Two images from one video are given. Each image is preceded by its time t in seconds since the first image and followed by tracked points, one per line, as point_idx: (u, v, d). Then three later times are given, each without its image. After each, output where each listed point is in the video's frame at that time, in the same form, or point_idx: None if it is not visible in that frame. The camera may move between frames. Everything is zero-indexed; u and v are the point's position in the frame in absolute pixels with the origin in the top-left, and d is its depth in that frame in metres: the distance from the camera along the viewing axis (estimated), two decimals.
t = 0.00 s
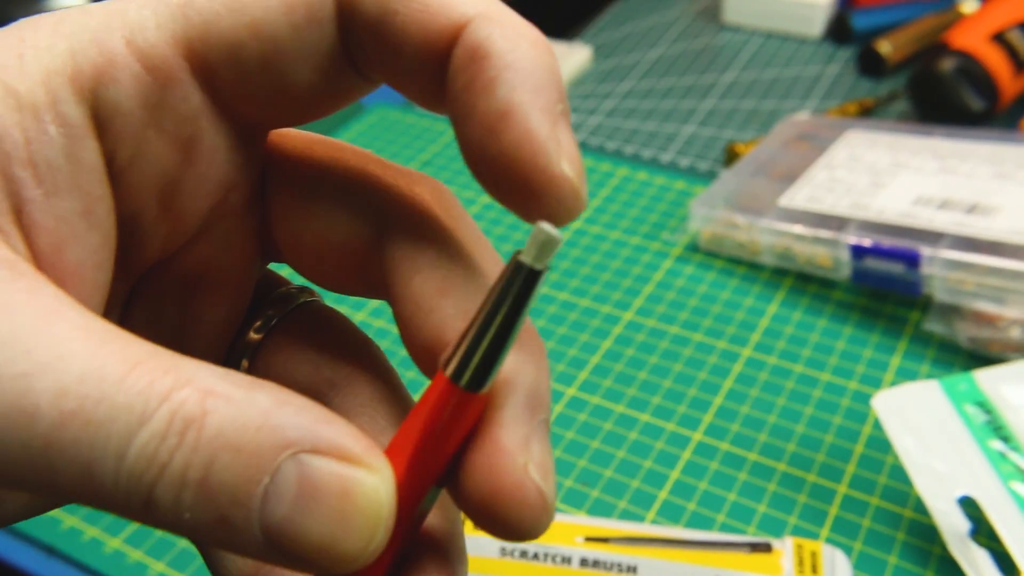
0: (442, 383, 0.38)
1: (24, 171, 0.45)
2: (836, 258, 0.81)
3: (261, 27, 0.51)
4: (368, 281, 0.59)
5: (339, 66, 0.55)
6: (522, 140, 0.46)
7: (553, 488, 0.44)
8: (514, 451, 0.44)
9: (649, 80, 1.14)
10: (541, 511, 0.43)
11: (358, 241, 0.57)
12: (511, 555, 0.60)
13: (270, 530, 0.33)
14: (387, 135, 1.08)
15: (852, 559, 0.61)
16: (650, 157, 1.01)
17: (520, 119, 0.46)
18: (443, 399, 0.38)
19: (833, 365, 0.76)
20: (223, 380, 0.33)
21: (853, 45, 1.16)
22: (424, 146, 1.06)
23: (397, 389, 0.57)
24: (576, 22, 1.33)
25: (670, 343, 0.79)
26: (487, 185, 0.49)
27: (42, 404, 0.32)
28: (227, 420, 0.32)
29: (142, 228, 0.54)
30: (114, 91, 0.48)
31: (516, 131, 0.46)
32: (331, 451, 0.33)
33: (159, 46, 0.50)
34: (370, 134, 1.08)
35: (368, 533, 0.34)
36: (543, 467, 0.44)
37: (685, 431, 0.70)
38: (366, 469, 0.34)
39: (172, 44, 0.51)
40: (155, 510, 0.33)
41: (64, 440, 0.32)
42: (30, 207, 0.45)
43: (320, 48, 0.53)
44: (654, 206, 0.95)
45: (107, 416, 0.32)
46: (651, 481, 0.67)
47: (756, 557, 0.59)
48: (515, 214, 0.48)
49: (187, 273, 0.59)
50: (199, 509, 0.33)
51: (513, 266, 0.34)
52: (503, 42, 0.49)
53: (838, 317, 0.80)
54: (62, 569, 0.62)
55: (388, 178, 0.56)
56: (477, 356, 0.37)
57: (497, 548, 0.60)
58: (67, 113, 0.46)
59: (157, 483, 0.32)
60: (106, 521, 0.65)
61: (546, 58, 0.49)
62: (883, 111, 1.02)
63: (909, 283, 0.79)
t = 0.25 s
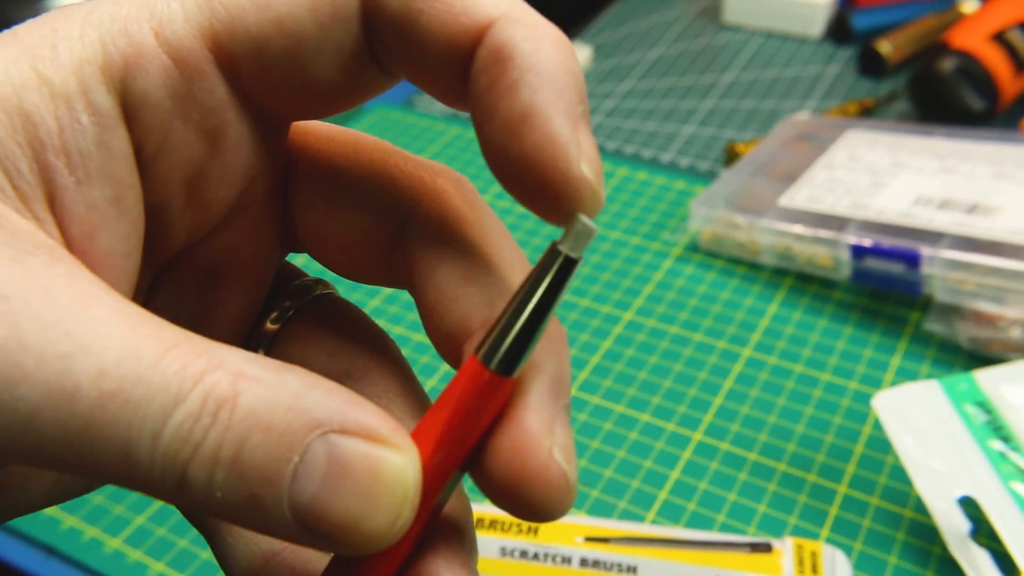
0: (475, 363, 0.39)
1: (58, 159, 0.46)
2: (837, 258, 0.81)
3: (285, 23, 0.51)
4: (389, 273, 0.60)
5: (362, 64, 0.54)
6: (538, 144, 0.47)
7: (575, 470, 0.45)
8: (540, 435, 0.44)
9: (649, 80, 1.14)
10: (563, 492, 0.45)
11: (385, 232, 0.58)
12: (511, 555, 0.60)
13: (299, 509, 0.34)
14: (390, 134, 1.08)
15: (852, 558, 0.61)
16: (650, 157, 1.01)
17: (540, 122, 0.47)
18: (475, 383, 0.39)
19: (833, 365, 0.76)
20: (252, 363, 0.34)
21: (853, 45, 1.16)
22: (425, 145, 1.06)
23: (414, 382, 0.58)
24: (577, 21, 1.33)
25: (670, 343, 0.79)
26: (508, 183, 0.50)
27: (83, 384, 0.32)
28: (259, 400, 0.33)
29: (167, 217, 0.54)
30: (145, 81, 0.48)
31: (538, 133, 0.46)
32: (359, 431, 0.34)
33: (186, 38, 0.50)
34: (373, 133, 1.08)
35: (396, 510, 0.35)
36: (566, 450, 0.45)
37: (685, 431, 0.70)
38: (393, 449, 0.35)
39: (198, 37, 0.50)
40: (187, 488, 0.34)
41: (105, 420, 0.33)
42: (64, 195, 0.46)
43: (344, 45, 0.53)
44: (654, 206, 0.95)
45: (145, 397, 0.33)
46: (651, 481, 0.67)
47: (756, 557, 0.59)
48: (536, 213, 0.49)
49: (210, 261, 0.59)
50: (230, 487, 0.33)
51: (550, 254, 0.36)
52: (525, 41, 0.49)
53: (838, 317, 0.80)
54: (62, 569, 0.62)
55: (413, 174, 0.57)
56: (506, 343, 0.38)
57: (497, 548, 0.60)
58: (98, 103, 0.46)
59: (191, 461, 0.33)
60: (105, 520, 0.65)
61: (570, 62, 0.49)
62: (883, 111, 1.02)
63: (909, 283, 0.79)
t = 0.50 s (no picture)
0: (460, 357, 0.39)
1: (58, 152, 0.46)
2: (836, 258, 0.81)
3: (287, 21, 0.51)
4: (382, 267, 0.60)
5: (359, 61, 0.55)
6: (534, 136, 0.47)
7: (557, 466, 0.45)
8: (522, 428, 0.44)
9: (649, 80, 1.14)
10: (541, 488, 0.44)
11: (375, 229, 0.58)
12: (511, 555, 0.60)
13: (291, 502, 0.34)
14: (391, 133, 1.08)
15: (852, 558, 0.61)
16: (650, 157, 1.01)
17: (536, 114, 0.47)
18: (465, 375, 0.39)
19: (833, 365, 0.76)
20: (248, 357, 0.34)
21: (853, 45, 1.16)
22: (425, 144, 1.06)
23: (405, 377, 0.57)
24: (578, 21, 1.33)
25: (670, 343, 0.79)
26: (504, 176, 0.50)
27: (78, 376, 0.33)
28: (252, 394, 0.33)
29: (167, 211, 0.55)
30: (146, 77, 0.49)
31: (534, 126, 0.46)
32: (351, 426, 0.34)
33: (187, 35, 0.50)
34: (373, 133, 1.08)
35: (387, 504, 0.35)
36: (548, 445, 0.45)
37: (685, 431, 0.70)
38: (385, 444, 0.35)
39: (199, 34, 0.50)
40: (181, 480, 0.34)
41: (99, 412, 0.33)
42: (61, 188, 0.46)
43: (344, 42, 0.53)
44: (654, 206, 0.95)
45: (139, 390, 0.33)
46: (651, 481, 0.67)
47: (756, 557, 0.59)
48: (531, 202, 0.49)
49: (206, 255, 0.59)
50: (224, 480, 0.33)
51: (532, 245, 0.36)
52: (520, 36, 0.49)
53: (838, 317, 0.80)
54: (62, 570, 0.62)
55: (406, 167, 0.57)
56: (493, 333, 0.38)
57: (497, 548, 0.60)
58: (99, 99, 0.47)
59: (185, 454, 0.33)
60: (105, 521, 0.65)
61: (564, 56, 0.49)
62: (883, 111, 1.02)
63: (909, 283, 0.79)
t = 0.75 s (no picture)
0: (455, 340, 0.39)
1: (55, 126, 0.48)
2: (836, 258, 0.81)
3: None
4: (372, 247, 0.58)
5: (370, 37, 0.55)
6: (548, 105, 0.47)
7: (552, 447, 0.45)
8: (515, 409, 0.44)
9: (649, 80, 1.14)
10: (537, 467, 0.44)
11: (360, 206, 0.57)
12: (511, 555, 0.60)
13: (282, 489, 0.34)
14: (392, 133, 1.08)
15: (852, 558, 0.61)
16: (650, 157, 1.01)
17: (547, 85, 0.47)
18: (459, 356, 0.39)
19: (833, 365, 0.76)
20: (239, 341, 0.35)
21: (853, 45, 1.16)
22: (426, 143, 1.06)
23: (397, 358, 0.57)
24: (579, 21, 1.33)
25: (670, 343, 0.79)
26: (514, 147, 0.51)
27: (64, 355, 0.33)
28: (243, 378, 0.33)
29: (162, 186, 0.55)
30: (149, 52, 0.50)
31: (545, 95, 0.47)
32: (345, 412, 0.34)
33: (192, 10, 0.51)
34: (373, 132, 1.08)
35: (380, 493, 0.35)
36: (543, 425, 0.45)
37: (685, 431, 0.70)
38: (379, 432, 0.35)
39: (207, 9, 0.52)
40: (171, 463, 0.34)
41: (87, 393, 0.33)
42: (58, 162, 0.48)
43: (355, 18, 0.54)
44: (654, 206, 0.95)
45: (128, 370, 0.33)
46: (651, 481, 0.67)
47: (756, 557, 0.59)
48: (546, 170, 0.50)
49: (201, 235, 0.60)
50: (213, 465, 0.34)
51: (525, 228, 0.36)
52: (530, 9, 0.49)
53: (838, 317, 0.80)
54: (62, 569, 0.62)
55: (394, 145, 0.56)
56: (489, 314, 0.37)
57: (498, 548, 0.60)
58: (100, 73, 0.48)
59: (175, 438, 0.34)
60: (105, 521, 0.65)
61: (572, 27, 0.49)
62: (883, 111, 1.02)
63: (909, 283, 0.78)
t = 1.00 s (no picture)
0: (449, 325, 0.39)
1: (60, 112, 0.48)
2: (836, 258, 0.81)
3: None
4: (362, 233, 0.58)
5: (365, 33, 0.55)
6: (544, 98, 0.47)
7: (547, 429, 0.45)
8: (509, 390, 0.44)
9: (649, 80, 1.14)
10: (532, 449, 0.44)
11: (351, 191, 0.56)
12: (510, 555, 0.60)
13: (283, 478, 0.34)
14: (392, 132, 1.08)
15: (852, 558, 0.61)
16: (650, 157, 1.01)
17: (543, 78, 0.47)
18: (453, 339, 0.39)
19: (833, 365, 0.76)
20: (243, 329, 0.35)
21: (853, 45, 1.16)
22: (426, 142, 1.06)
23: (390, 346, 0.57)
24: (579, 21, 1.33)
25: (670, 343, 0.79)
26: (508, 141, 0.50)
27: (70, 339, 0.33)
28: (247, 365, 0.33)
29: (161, 173, 0.56)
30: (150, 38, 0.51)
31: (540, 90, 0.47)
32: (346, 403, 0.34)
33: None
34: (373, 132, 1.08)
35: (380, 485, 0.35)
36: (537, 407, 0.44)
37: (685, 431, 0.70)
38: (380, 423, 0.34)
39: None
40: (172, 450, 0.34)
41: (90, 378, 0.34)
42: (64, 146, 0.48)
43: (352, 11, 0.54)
44: (654, 206, 0.95)
45: (131, 355, 0.33)
46: (651, 482, 0.67)
47: (757, 557, 0.59)
48: (536, 167, 0.50)
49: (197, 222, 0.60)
50: (215, 454, 0.34)
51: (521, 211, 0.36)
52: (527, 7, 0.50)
53: (838, 317, 0.80)
54: (62, 569, 0.62)
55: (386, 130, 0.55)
56: (484, 297, 0.37)
57: (497, 548, 0.60)
58: (103, 58, 0.49)
59: (177, 425, 0.34)
60: (105, 520, 0.65)
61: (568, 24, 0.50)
62: (883, 110, 1.02)
63: (909, 283, 0.78)
